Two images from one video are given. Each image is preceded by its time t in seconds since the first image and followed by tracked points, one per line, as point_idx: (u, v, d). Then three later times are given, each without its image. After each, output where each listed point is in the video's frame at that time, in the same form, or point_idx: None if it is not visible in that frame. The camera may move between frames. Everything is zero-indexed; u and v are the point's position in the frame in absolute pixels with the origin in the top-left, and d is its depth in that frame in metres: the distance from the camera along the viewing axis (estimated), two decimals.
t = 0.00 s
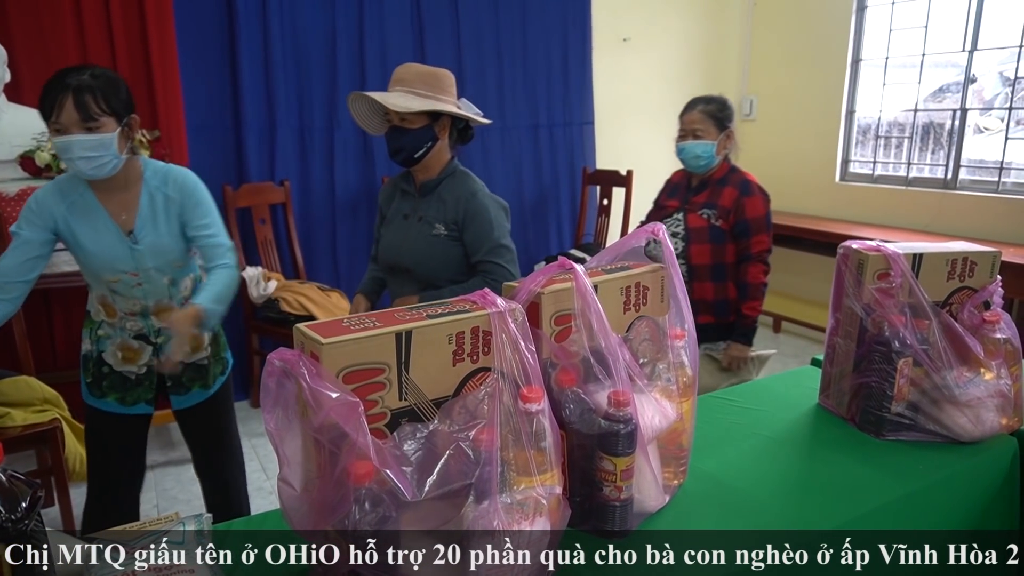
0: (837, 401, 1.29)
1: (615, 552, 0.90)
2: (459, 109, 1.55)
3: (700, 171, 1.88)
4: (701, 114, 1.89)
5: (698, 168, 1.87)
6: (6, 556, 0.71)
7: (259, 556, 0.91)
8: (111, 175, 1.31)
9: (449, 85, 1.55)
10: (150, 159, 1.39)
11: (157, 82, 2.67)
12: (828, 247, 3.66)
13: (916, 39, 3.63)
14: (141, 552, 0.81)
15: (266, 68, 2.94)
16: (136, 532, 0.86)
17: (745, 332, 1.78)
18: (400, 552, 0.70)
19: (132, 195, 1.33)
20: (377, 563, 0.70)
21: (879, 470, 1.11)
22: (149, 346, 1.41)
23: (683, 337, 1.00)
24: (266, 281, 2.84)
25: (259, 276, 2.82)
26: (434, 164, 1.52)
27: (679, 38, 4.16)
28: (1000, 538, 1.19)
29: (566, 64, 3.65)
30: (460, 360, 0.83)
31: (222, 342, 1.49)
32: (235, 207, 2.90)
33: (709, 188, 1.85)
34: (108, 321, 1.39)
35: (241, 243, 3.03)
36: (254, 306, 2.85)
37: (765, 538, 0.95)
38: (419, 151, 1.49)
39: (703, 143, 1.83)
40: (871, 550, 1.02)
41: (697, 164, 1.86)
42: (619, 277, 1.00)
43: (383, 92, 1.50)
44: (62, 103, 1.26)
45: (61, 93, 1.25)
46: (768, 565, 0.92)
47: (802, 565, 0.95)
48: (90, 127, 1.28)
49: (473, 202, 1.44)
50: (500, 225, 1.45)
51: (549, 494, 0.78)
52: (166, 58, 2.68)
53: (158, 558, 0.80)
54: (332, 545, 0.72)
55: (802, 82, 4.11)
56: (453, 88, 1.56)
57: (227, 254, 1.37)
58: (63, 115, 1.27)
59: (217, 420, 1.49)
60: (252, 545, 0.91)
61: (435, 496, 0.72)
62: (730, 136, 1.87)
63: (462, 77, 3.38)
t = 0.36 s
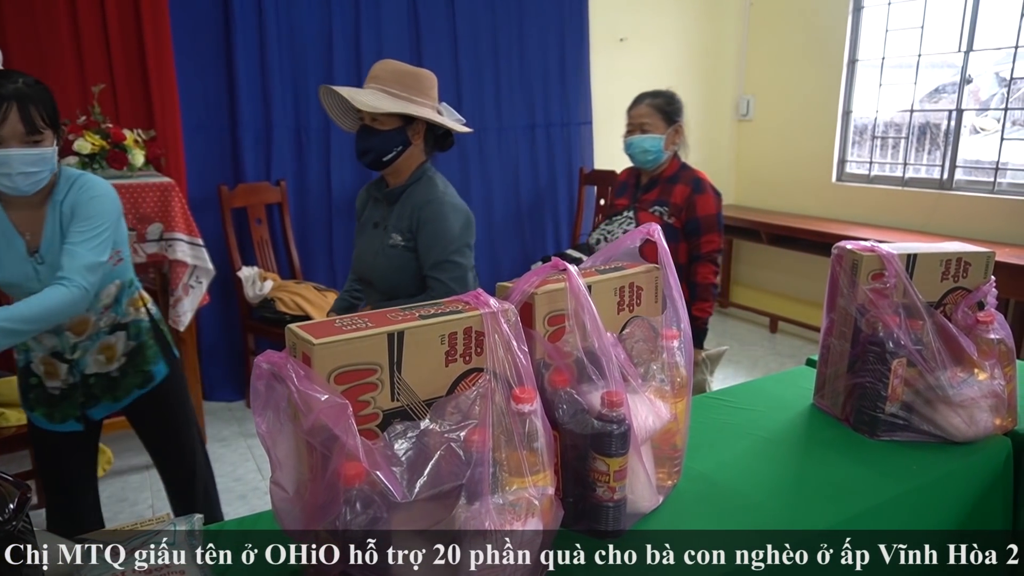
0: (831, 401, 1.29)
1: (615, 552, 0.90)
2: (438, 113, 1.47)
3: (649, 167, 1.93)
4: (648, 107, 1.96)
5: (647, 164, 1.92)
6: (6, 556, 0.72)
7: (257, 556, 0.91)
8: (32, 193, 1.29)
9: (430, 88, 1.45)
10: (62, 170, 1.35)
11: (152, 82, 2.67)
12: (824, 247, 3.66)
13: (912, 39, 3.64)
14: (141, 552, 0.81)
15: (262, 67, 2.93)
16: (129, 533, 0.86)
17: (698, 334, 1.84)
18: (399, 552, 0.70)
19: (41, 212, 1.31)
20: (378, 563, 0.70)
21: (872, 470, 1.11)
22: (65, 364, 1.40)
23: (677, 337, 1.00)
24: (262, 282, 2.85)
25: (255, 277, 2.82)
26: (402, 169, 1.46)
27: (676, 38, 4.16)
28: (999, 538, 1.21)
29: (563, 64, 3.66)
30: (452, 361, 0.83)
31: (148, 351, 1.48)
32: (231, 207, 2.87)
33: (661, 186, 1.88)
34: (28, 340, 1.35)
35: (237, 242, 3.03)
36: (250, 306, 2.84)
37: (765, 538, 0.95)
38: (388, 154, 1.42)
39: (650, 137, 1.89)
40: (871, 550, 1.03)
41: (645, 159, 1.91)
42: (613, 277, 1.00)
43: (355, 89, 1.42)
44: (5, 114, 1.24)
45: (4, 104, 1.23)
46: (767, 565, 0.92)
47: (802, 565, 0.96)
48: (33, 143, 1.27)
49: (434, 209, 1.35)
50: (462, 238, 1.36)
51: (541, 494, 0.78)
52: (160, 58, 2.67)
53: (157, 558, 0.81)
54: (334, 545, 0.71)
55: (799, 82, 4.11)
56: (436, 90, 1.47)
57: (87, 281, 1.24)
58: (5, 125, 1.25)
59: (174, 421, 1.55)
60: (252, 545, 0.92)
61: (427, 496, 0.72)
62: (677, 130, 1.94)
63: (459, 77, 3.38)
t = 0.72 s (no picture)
0: (829, 401, 1.28)
1: (615, 552, 0.90)
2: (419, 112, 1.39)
3: (586, 164, 1.99)
4: (582, 107, 1.99)
5: (581, 163, 1.99)
6: (6, 556, 0.72)
7: (257, 556, 0.91)
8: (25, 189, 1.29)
9: (406, 87, 1.36)
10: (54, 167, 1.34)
11: (150, 82, 2.67)
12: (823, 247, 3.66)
13: (911, 39, 3.63)
14: (141, 552, 0.81)
15: (260, 67, 2.93)
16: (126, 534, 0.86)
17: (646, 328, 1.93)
18: (399, 552, 0.70)
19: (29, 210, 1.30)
20: (378, 563, 0.70)
21: (869, 469, 1.11)
22: (45, 368, 1.40)
23: (674, 336, 0.99)
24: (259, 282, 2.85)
25: (252, 277, 2.83)
26: (376, 174, 1.39)
27: (675, 37, 4.16)
28: (999, 538, 1.21)
29: (562, 63, 3.65)
30: (447, 361, 0.82)
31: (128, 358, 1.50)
32: (229, 207, 2.87)
33: (601, 183, 1.96)
34: None
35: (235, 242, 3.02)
36: (248, 306, 2.84)
37: (765, 539, 0.94)
38: (360, 159, 1.35)
39: (583, 137, 1.94)
40: (871, 550, 1.03)
41: (578, 158, 1.98)
42: (609, 277, 0.99)
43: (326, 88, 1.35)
44: (31, 108, 1.25)
45: (32, 99, 1.24)
46: (767, 565, 0.92)
47: (802, 565, 0.95)
48: (56, 136, 1.30)
49: (379, 216, 1.28)
50: (404, 249, 1.26)
51: (536, 495, 0.77)
52: (158, 58, 2.67)
53: (157, 558, 0.81)
54: (334, 545, 0.70)
55: (797, 81, 4.11)
56: (415, 88, 1.39)
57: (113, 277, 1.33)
58: (31, 119, 1.26)
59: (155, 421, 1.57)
60: (252, 545, 0.91)
61: (423, 497, 0.72)
62: (611, 129, 1.95)
63: (457, 77, 3.37)
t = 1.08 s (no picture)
0: (828, 401, 1.28)
1: (615, 552, 0.90)
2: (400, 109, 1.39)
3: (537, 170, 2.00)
4: (530, 110, 1.99)
5: (530, 167, 2.01)
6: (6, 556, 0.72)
7: (256, 556, 0.91)
8: (61, 174, 1.42)
9: (390, 82, 1.36)
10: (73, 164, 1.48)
11: (150, 83, 2.67)
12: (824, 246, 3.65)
13: (912, 37, 3.63)
14: (142, 552, 0.81)
15: (259, 67, 2.93)
16: (124, 534, 0.86)
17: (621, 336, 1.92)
18: (399, 552, 0.70)
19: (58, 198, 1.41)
20: (377, 564, 0.70)
21: (870, 469, 1.11)
22: (62, 361, 1.41)
23: (671, 338, 1.00)
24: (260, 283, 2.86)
25: (253, 277, 2.83)
26: (361, 170, 1.39)
27: (675, 37, 4.15)
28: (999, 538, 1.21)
29: (562, 62, 3.65)
30: (445, 362, 0.82)
31: (134, 350, 1.55)
32: (229, 207, 2.86)
33: (557, 186, 1.96)
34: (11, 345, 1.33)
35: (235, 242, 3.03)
36: (248, 307, 2.84)
37: (765, 539, 0.94)
38: (344, 156, 1.35)
39: (530, 141, 1.96)
40: (870, 550, 1.03)
41: (528, 163, 1.99)
42: (607, 277, 0.99)
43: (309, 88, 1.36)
44: (77, 92, 1.40)
45: (76, 84, 1.40)
46: (767, 565, 0.92)
47: (802, 565, 0.95)
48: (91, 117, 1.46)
49: (374, 206, 1.27)
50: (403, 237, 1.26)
51: (534, 495, 0.77)
52: (158, 59, 2.67)
53: (157, 558, 0.81)
54: (334, 545, 0.70)
55: (797, 80, 4.11)
56: (398, 85, 1.39)
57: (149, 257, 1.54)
58: (77, 101, 1.41)
59: (150, 422, 1.56)
60: (252, 546, 0.92)
61: (422, 498, 0.72)
62: (556, 131, 1.97)
63: (456, 77, 3.37)
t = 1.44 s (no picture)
0: (827, 401, 1.28)
1: (615, 552, 0.90)
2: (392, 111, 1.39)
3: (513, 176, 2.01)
4: (505, 114, 2.01)
5: (508, 172, 2.03)
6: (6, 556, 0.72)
7: (256, 556, 0.91)
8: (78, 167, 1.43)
9: (381, 85, 1.37)
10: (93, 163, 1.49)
11: (150, 84, 2.67)
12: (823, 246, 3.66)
13: (911, 38, 3.63)
14: (141, 552, 0.81)
15: (259, 68, 2.93)
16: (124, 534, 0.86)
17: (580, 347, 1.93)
18: (399, 553, 0.71)
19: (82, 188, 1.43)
20: (377, 564, 0.70)
21: (868, 469, 1.11)
22: (86, 351, 1.41)
23: (670, 338, 0.99)
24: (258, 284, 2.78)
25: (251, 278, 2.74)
26: (356, 173, 1.39)
27: (675, 37, 4.16)
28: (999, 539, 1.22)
29: (561, 63, 3.65)
30: (444, 362, 0.83)
31: (147, 343, 1.55)
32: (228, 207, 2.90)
33: (531, 195, 1.94)
34: (34, 337, 1.33)
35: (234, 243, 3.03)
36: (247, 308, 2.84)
37: (765, 539, 0.95)
38: (338, 160, 1.36)
39: (505, 147, 1.98)
40: (870, 550, 1.03)
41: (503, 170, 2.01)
42: (606, 278, 1.00)
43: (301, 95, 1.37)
44: (98, 88, 1.39)
45: (97, 80, 1.39)
46: (767, 565, 0.92)
47: (802, 565, 0.96)
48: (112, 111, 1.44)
49: (373, 192, 1.31)
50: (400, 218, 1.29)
51: (533, 496, 0.77)
52: (158, 60, 2.67)
53: (158, 558, 0.81)
54: (334, 545, 0.70)
55: (797, 81, 4.11)
56: (386, 87, 1.39)
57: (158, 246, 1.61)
58: (98, 96, 1.40)
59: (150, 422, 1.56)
60: (252, 546, 0.92)
61: (421, 498, 0.72)
62: (534, 136, 1.98)
63: (456, 77, 3.38)
